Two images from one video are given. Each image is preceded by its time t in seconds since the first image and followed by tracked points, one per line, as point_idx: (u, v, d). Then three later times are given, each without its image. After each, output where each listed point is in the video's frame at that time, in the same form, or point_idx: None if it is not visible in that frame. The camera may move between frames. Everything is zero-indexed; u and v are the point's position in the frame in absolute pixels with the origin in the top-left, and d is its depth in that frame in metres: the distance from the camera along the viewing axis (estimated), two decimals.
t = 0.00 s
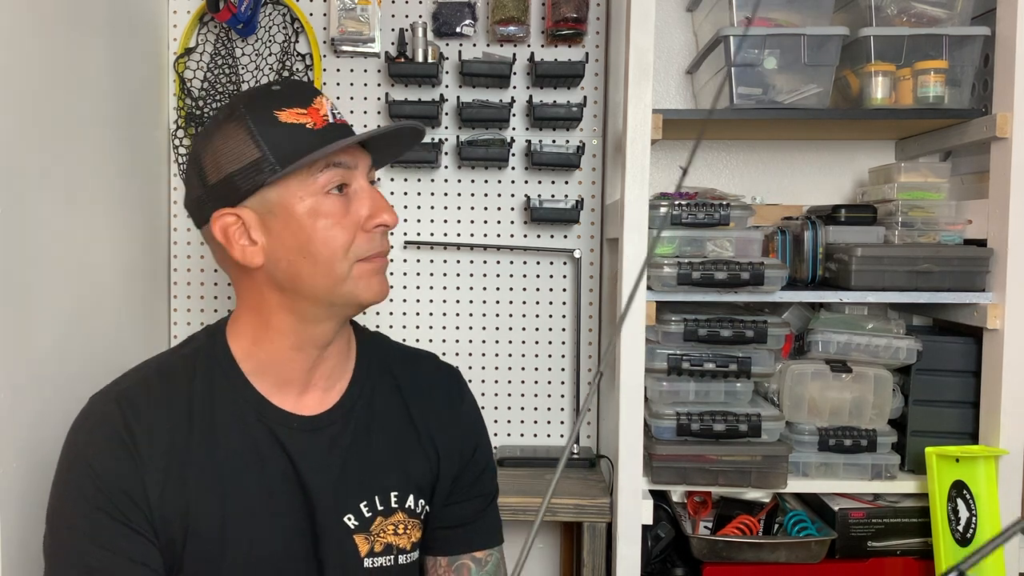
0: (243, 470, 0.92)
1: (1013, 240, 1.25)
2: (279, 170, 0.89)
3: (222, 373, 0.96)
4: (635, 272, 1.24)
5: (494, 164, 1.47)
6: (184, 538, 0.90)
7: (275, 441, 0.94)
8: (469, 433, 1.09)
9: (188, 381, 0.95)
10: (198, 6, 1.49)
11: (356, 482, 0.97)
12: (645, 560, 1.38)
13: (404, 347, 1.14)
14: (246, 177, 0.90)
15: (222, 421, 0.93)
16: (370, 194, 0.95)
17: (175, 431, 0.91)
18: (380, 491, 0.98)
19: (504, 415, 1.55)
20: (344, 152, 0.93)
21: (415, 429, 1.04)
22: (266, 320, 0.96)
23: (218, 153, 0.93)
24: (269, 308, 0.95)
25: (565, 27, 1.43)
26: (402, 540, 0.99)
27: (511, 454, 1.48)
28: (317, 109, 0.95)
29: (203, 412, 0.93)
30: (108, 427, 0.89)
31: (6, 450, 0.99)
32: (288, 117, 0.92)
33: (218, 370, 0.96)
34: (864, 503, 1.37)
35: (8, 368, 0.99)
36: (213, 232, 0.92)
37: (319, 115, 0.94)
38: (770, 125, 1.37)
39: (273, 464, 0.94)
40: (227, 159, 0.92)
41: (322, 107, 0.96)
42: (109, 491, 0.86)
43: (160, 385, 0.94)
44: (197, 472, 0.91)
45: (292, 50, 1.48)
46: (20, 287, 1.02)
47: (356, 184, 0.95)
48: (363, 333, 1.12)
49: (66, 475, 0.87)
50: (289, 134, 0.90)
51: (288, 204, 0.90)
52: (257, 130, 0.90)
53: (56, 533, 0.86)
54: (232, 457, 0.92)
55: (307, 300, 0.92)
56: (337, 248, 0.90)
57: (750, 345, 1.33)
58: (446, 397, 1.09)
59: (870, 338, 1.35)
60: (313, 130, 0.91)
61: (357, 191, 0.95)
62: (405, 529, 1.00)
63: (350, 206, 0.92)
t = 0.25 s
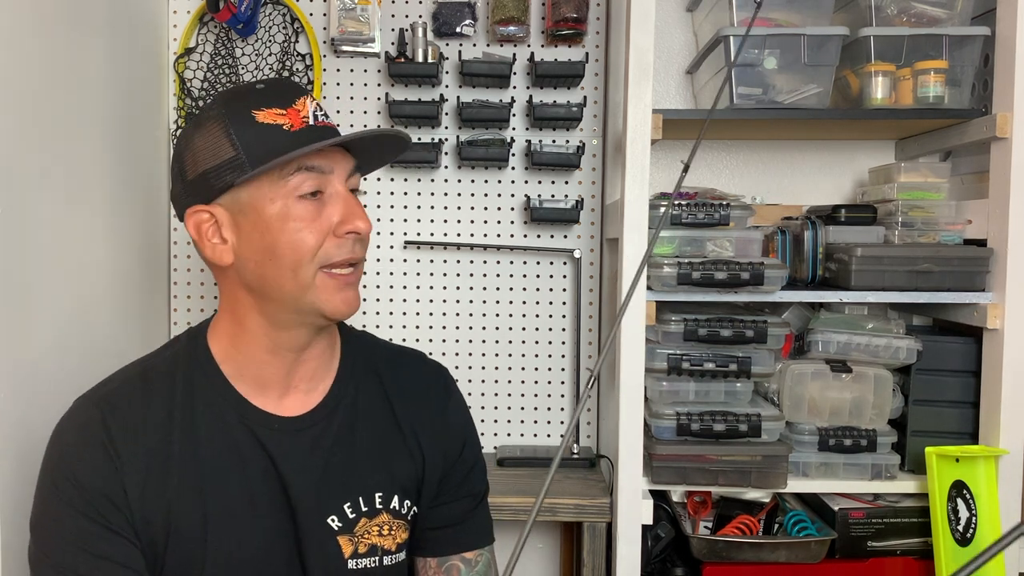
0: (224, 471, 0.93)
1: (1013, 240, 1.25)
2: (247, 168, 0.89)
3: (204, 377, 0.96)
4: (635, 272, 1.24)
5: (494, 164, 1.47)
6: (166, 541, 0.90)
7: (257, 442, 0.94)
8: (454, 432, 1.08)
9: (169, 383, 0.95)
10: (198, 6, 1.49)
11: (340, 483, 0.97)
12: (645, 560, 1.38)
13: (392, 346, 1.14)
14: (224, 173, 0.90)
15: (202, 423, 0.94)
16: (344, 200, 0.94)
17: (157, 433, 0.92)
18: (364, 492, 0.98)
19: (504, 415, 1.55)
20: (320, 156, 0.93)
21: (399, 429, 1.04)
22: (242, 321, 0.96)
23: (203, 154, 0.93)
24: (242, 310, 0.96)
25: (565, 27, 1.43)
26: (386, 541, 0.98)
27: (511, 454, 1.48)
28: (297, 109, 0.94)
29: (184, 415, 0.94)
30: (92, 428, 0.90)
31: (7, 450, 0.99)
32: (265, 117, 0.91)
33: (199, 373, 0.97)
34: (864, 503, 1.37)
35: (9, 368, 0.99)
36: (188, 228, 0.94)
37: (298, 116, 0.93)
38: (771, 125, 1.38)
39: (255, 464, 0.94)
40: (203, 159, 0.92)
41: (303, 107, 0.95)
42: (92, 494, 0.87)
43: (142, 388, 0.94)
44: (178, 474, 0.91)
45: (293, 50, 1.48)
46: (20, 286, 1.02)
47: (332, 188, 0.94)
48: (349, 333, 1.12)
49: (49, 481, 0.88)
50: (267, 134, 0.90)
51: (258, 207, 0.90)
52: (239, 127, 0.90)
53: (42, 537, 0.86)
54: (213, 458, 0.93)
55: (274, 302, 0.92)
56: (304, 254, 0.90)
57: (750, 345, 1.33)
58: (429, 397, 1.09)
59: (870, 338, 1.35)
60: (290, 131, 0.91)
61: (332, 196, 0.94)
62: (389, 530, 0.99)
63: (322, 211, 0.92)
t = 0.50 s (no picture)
0: (226, 474, 0.92)
1: (1013, 240, 1.25)
2: (263, 184, 0.89)
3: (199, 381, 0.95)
4: (635, 272, 1.24)
5: (494, 164, 1.47)
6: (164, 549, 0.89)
7: (259, 445, 0.94)
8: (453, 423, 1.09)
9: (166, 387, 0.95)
10: (198, 6, 1.49)
11: (348, 481, 0.97)
12: (645, 560, 1.38)
13: (384, 342, 1.14)
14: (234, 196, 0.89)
15: (202, 426, 0.93)
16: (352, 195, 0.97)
17: (155, 439, 0.91)
18: (374, 489, 0.98)
19: (503, 415, 1.55)
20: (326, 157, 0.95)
21: (402, 424, 1.04)
22: (253, 334, 0.96)
23: (169, 173, 0.91)
24: (250, 322, 0.95)
25: (565, 27, 1.43)
26: (398, 534, 1.00)
27: (511, 454, 1.48)
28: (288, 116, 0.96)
29: (182, 419, 0.93)
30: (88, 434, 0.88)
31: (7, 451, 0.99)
32: (265, 125, 0.92)
33: (193, 379, 0.96)
34: (864, 503, 1.37)
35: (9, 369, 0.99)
36: (201, 254, 0.90)
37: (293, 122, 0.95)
38: (771, 125, 1.38)
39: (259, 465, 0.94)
40: (185, 182, 0.90)
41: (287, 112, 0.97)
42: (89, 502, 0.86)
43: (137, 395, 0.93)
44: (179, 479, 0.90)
45: (292, 50, 1.48)
46: (20, 287, 1.02)
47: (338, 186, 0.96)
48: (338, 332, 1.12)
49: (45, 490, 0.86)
50: (269, 145, 0.91)
51: (278, 218, 0.90)
52: (229, 142, 0.90)
53: (33, 546, 0.84)
54: (217, 461, 0.92)
55: (293, 310, 0.94)
56: (332, 256, 0.93)
57: (750, 345, 1.33)
58: (427, 390, 1.08)
59: (870, 338, 1.35)
60: (291, 137, 0.93)
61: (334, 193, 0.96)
62: (400, 523, 1.00)
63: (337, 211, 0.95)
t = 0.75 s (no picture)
0: (215, 478, 0.93)
1: (1013, 240, 1.25)
2: (245, 186, 0.89)
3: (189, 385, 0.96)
4: (635, 272, 1.24)
5: (494, 164, 1.47)
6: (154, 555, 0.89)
7: (247, 448, 0.94)
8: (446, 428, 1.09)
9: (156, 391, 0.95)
10: (198, 6, 1.50)
11: (338, 486, 0.97)
12: (645, 560, 1.38)
13: (380, 345, 1.14)
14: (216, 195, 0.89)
15: (190, 430, 0.94)
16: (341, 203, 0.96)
17: (143, 443, 0.91)
18: (363, 495, 0.98)
19: (503, 415, 1.55)
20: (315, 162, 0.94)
21: (394, 429, 1.04)
22: (238, 335, 0.96)
23: (154, 172, 0.92)
24: (236, 324, 0.96)
25: (565, 27, 1.43)
26: (389, 541, 1.00)
27: (511, 454, 1.48)
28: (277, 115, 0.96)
29: (171, 423, 0.93)
30: (76, 439, 0.89)
31: (7, 451, 0.99)
32: (253, 125, 0.93)
33: (184, 381, 0.96)
34: (864, 503, 1.37)
35: (9, 369, 0.99)
36: (181, 253, 0.91)
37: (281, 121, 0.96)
38: (771, 125, 1.38)
39: (249, 469, 0.94)
40: (169, 180, 0.91)
41: (279, 111, 0.97)
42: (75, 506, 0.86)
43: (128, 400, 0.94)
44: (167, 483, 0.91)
45: (292, 50, 1.48)
46: (20, 287, 1.02)
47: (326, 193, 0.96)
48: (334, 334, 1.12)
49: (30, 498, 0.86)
50: (256, 144, 0.91)
51: (261, 221, 0.90)
52: (214, 141, 0.90)
53: (22, 551, 0.84)
54: (205, 466, 0.93)
55: (276, 314, 0.94)
56: (313, 263, 0.92)
57: (750, 345, 1.33)
58: (421, 395, 1.09)
59: (870, 338, 1.35)
60: (279, 138, 0.94)
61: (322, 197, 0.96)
62: (391, 529, 1.00)
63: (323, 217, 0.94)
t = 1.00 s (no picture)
0: (225, 472, 0.93)
1: (1012, 240, 1.25)
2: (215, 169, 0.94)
3: (203, 381, 0.96)
4: (635, 272, 1.24)
5: (494, 164, 1.47)
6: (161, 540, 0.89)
7: (258, 439, 0.95)
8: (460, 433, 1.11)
9: (167, 385, 0.95)
10: (198, 6, 1.50)
11: (346, 480, 0.97)
12: (645, 560, 1.38)
13: (399, 348, 1.16)
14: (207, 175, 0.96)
15: (202, 425, 0.94)
16: (301, 201, 0.94)
17: (158, 427, 0.92)
18: (370, 490, 0.99)
19: (503, 415, 1.56)
20: (279, 154, 0.94)
21: (407, 429, 1.06)
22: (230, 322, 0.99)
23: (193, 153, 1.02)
24: (229, 309, 0.99)
25: (564, 27, 1.43)
26: (391, 538, 1.00)
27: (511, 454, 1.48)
28: (272, 107, 0.97)
29: (182, 418, 0.94)
30: (86, 429, 0.89)
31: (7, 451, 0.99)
32: (240, 114, 0.96)
33: (201, 370, 0.97)
34: (864, 503, 1.37)
35: (9, 369, 0.99)
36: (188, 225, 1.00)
37: (269, 113, 0.96)
38: (771, 125, 1.38)
39: (259, 464, 0.94)
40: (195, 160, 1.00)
41: (280, 106, 0.97)
42: (82, 497, 0.86)
43: (140, 392, 0.94)
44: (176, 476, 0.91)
45: (292, 50, 1.48)
46: (20, 287, 1.02)
47: (291, 189, 0.95)
48: (353, 331, 1.13)
49: (46, 473, 0.87)
50: (229, 130, 0.94)
51: (222, 205, 0.94)
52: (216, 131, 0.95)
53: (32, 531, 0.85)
54: (215, 461, 0.93)
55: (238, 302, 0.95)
56: (251, 253, 0.91)
57: (750, 345, 1.33)
58: (433, 398, 1.11)
59: (870, 338, 1.35)
60: (253, 127, 0.94)
61: (287, 196, 0.94)
62: (394, 527, 1.00)
63: (275, 211, 0.93)
